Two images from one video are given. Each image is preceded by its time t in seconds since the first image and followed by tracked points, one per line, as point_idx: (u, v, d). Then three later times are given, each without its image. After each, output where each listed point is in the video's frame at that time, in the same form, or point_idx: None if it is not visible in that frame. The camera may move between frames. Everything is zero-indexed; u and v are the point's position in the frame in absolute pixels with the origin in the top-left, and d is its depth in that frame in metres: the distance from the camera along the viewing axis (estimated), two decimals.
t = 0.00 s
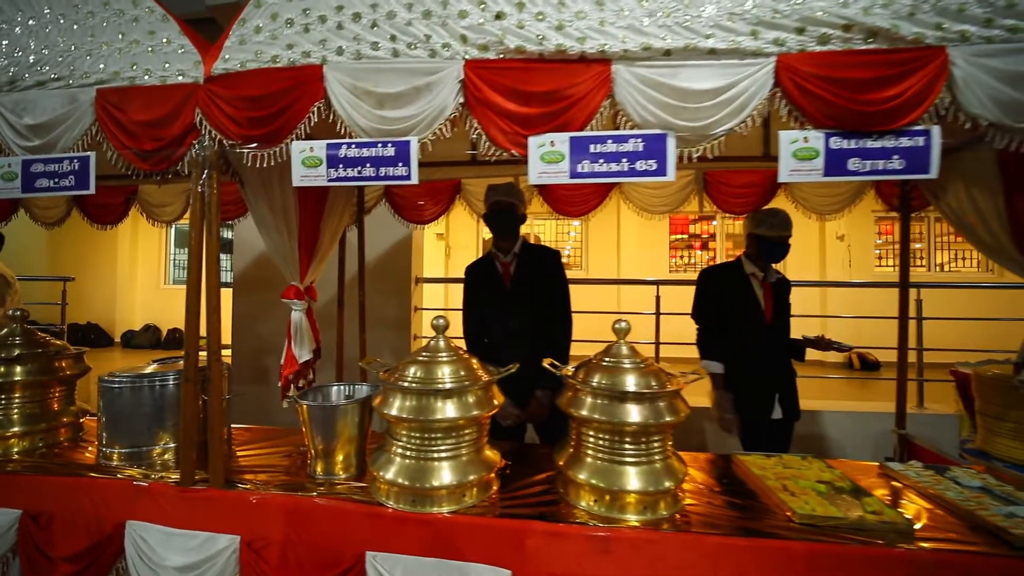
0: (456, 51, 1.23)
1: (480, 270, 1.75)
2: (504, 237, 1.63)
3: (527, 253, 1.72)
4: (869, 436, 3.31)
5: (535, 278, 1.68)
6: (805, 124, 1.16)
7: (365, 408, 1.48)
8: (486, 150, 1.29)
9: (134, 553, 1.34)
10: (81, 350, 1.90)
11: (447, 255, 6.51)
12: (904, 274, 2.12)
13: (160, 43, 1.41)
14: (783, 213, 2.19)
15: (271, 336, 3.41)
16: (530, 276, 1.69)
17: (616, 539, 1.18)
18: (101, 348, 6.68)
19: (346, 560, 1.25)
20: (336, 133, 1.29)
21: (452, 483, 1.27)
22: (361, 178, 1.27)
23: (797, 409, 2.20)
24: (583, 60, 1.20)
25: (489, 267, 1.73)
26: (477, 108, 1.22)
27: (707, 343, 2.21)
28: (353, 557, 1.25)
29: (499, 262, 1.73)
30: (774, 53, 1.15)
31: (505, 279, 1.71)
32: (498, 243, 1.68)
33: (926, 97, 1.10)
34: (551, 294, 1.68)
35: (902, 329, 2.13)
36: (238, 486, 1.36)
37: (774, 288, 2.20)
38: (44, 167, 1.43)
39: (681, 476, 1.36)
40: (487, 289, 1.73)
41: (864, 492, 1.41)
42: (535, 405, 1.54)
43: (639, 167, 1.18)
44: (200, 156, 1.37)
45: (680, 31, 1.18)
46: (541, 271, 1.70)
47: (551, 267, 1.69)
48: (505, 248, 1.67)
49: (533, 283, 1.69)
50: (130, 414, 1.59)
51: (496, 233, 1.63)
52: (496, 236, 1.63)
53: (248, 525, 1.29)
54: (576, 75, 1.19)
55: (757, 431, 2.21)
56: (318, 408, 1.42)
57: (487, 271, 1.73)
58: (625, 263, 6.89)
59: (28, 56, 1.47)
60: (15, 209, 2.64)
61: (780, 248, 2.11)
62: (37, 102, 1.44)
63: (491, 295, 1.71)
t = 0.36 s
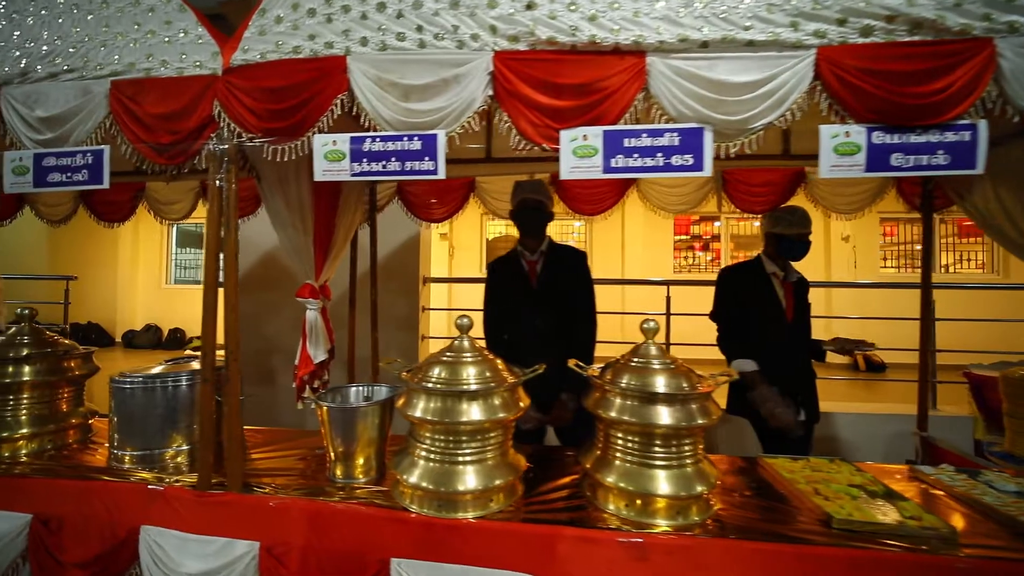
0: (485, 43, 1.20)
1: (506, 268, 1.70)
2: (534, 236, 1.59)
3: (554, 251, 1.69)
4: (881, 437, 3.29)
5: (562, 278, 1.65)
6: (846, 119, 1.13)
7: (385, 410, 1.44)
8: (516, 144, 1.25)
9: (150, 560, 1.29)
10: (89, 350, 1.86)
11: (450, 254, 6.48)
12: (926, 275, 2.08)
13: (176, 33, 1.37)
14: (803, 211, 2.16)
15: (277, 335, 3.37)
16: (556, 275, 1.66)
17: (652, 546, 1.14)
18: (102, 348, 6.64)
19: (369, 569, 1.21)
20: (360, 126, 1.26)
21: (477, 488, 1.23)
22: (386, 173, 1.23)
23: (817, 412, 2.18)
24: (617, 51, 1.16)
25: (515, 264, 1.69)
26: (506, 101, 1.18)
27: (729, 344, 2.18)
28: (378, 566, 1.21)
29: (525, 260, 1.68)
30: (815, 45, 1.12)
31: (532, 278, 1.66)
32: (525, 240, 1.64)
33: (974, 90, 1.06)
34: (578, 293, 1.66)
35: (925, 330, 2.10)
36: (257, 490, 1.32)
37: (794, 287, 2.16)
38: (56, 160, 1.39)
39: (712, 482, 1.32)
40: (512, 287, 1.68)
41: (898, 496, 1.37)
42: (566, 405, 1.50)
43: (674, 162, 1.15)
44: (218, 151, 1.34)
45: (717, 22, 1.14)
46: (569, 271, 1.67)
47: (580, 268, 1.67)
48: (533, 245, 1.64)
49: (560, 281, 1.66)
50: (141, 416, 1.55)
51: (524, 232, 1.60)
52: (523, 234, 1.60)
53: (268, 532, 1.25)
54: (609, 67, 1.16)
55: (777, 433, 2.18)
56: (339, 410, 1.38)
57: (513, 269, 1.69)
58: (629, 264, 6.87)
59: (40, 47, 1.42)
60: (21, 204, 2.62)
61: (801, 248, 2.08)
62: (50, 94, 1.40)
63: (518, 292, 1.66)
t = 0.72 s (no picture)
0: (521, 38, 1.18)
1: (539, 265, 1.68)
2: (568, 234, 1.56)
3: (589, 250, 1.67)
4: (895, 439, 3.26)
5: (596, 277, 1.63)
6: (889, 115, 1.11)
7: (413, 410, 1.42)
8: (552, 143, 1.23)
9: (177, 564, 1.27)
10: (106, 350, 1.83)
11: (455, 255, 6.45)
12: (950, 275, 2.06)
13: (202, 28, 1.35)
14: (824, 210, 2.14)
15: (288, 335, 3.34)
16: (589, 274, 1.64)
17: (692, 549, 1.12)
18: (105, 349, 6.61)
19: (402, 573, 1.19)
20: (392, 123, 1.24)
21: (509, 490, 1.21)
22: (418, 170, 1.21)
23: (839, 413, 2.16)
24: (655, 46, 1.15)
25: (548, 261, 1.67)
26: (542, 96, 1.17)
27: (750, 344, 2.14)
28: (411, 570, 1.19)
29: (561, 257, 1.66)
30: (859, 39, 1.10)
31: (566, 275, 1.64)
32: (560, 238, 1.62)
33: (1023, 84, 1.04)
34: (612, 293, 1.65)
35: (948, 330, 2.08)
36: (284, 492, 1.30)
37: (816, 287, 2.15)
38: (79, 157, 1.36)
39: (748, 484, 1.29)
40: (545, 284, 1.65)
41: (935, 498, 1.35)
42: (600, 406, 1.48)
43: (714, 159, 1.13)
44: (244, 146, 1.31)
45: (758, 17, 1.13)
46: (602, 270, 1.65)
47: (613, 269, 1.65)
48: (567, 243, 1.62)
49: (594, 280, 1.64)
50: (162, 417, 1.52)
51: (557, 229, 1.57)
52: (556, 232, 1.57)
53: (297, 536, 1.23)
54: (648, 62, 1.14)
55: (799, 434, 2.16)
56: (367, 411, 1.36)
57: (545, 267, 1.67)
58: (634, 264, 6.86)
59: (62, 42, 1.40)
60: (31, 204, 2.59)
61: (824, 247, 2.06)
62: (73, 89, 1.37)
63: (550, 290, 1.64)
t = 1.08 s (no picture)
0: (559, 33, 1.16)
1: (572, 263, 1.67)
2: (602, 231, 1.55)
3: (623, 249, 1.66)
4: (909, 439, 3.24)
5: (631, 276, 1.63)
6: (936, 110, 1.09)
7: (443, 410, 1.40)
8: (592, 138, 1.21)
9: (206, 567, 1.25)
10: (125, 350, 1.81)
11: (461, 254, 6.43)
12: (975, 274, 2.04)
13: (230, 21, 1.33)
14: (847, 208, 2.12)
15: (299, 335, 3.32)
16: (622, 273, 1.63)
17: (734, 550, 1.11)
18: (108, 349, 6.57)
19: None
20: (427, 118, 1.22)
21: (545, 492, 1.18)
22: (454, 165, 1.19)
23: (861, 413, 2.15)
24: (697, 40, 1.13)
25: (582, 259, 1.66)
26: (582, 91, 1.15)
27: (776, 344, 2.12)
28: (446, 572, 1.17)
29: (595, 255, 1.65)
30: (905, 33, 1.08)
31: (600, 273, 1.64)
32: (595, 235, 1.61)
33: None
34: (646, 292, 1.63)
35: (972, 329, 2.07)
36: (314, 494, 1.28)
37: (838, 285, 2.12)
38: (105, 153, 1.34)
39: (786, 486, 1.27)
40: (577, 283, 1.64)
41: (973, 498, 1.33)
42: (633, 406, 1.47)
43: (757, 155, 1.11)
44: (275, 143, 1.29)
45: (801, 11, 1.11)
46: (637, 269, 1.64)
47: (646, 269, 1.64)
48: (603, 239, 1.61)
49: (627, 279, 1.63)
50: (186, 418, 1.50)
51: (591, 227, 1.56)
52: (590, 229, 1.57)
53: (329, 538, 1.21)
54: (690, 56, 1.12)
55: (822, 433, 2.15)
56: (398, 410, 1.34)
57: (577, 265, 1.66)
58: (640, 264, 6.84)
59: (87, 36, 1.38)
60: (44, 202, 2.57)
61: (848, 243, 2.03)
62: (98, 84, 1.35)
63: (583, 288, 1.63)
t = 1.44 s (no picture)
0: (599, 27, 1.14)
1: (600, 262, 1.65)
2: (633, 230, 1.54)
3: (653, 248, 1.65)
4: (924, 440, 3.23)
5: (661, 275, 1.62)
6: (985, 105, 1.07)
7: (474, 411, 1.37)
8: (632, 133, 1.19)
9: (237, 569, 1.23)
10: (145, 350, 1.79)
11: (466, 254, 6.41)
12: (1000, 273, 2.02)
13: (261, 16, 1.31)
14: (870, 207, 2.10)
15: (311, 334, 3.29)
16: (652, 272, 1.62)
17: (778, 551, 1.09)
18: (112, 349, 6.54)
19: None
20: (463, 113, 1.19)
21: (582, 494, 1.15)
22: (489, 161, 1.16)
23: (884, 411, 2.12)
24: (740, 35, 1.12)
25: (610, 258, 1.65)
26: (622, 85, 1.13)
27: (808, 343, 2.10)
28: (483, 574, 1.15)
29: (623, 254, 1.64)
30: (954, 27, 1.06)
31: (629, 272, 1.62)
32: (624, 233, 1.60)
33: None
34: (675, 291, 1.62)
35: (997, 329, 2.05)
36: (344, 495, 1.26)
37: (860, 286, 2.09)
38: (132, 149, 1.32)
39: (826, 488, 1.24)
40: (606, 282, 1.63)
41: (1013, 500, 1.31)
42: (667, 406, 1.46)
43: (801, 151, 1.09)
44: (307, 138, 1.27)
45: (846, 5, 1.10)
46: (666, 269, 1.63)
47: (676, 269, 1.63)
48: (633, 239, 1.60)
49: (656, 279, 1.62)
50: (210, 419, 1.47)
51: (622, 225, 1.55)
52: (620, 228, 1.56)
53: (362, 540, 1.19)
54: (734, 51, 1.11)
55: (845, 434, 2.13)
56: (429, 410, 1.32)
57: (605, 264, 1.64)
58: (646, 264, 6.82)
59: (114, 31, 1.36)
60: (56, 200, 2.54)
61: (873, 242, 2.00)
62: (125, 80, 1.33)
63: (612, 287, 1.62)
